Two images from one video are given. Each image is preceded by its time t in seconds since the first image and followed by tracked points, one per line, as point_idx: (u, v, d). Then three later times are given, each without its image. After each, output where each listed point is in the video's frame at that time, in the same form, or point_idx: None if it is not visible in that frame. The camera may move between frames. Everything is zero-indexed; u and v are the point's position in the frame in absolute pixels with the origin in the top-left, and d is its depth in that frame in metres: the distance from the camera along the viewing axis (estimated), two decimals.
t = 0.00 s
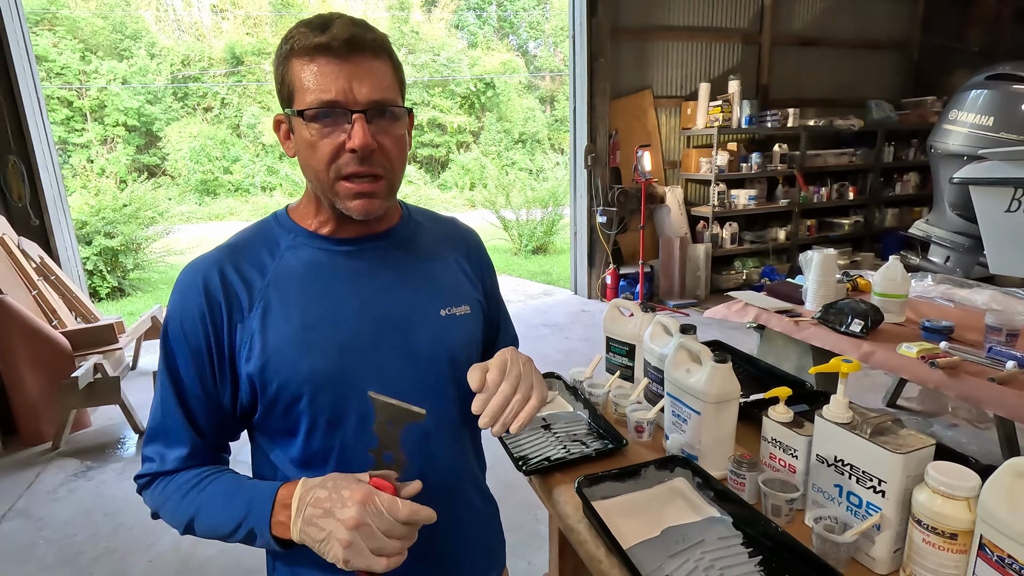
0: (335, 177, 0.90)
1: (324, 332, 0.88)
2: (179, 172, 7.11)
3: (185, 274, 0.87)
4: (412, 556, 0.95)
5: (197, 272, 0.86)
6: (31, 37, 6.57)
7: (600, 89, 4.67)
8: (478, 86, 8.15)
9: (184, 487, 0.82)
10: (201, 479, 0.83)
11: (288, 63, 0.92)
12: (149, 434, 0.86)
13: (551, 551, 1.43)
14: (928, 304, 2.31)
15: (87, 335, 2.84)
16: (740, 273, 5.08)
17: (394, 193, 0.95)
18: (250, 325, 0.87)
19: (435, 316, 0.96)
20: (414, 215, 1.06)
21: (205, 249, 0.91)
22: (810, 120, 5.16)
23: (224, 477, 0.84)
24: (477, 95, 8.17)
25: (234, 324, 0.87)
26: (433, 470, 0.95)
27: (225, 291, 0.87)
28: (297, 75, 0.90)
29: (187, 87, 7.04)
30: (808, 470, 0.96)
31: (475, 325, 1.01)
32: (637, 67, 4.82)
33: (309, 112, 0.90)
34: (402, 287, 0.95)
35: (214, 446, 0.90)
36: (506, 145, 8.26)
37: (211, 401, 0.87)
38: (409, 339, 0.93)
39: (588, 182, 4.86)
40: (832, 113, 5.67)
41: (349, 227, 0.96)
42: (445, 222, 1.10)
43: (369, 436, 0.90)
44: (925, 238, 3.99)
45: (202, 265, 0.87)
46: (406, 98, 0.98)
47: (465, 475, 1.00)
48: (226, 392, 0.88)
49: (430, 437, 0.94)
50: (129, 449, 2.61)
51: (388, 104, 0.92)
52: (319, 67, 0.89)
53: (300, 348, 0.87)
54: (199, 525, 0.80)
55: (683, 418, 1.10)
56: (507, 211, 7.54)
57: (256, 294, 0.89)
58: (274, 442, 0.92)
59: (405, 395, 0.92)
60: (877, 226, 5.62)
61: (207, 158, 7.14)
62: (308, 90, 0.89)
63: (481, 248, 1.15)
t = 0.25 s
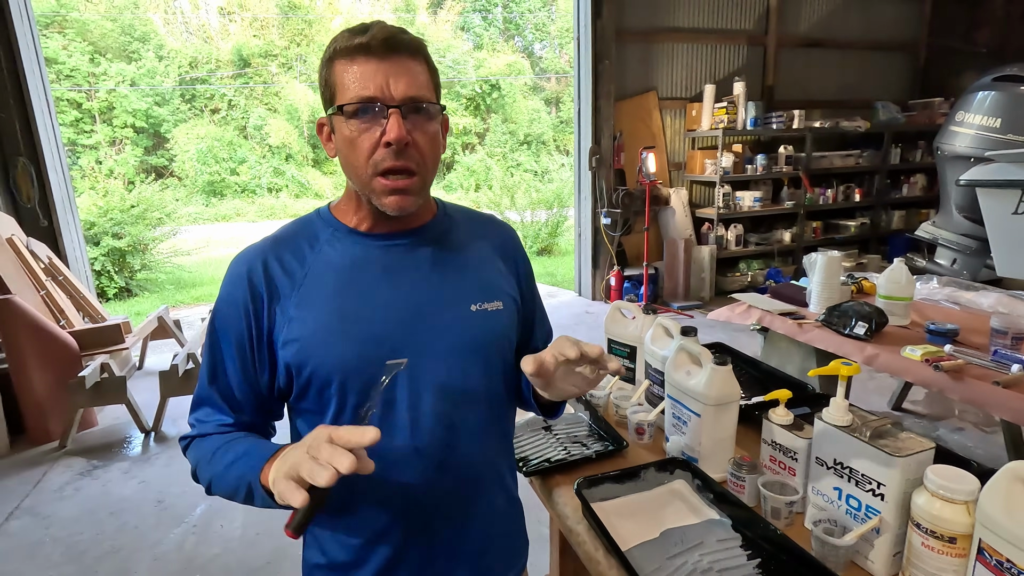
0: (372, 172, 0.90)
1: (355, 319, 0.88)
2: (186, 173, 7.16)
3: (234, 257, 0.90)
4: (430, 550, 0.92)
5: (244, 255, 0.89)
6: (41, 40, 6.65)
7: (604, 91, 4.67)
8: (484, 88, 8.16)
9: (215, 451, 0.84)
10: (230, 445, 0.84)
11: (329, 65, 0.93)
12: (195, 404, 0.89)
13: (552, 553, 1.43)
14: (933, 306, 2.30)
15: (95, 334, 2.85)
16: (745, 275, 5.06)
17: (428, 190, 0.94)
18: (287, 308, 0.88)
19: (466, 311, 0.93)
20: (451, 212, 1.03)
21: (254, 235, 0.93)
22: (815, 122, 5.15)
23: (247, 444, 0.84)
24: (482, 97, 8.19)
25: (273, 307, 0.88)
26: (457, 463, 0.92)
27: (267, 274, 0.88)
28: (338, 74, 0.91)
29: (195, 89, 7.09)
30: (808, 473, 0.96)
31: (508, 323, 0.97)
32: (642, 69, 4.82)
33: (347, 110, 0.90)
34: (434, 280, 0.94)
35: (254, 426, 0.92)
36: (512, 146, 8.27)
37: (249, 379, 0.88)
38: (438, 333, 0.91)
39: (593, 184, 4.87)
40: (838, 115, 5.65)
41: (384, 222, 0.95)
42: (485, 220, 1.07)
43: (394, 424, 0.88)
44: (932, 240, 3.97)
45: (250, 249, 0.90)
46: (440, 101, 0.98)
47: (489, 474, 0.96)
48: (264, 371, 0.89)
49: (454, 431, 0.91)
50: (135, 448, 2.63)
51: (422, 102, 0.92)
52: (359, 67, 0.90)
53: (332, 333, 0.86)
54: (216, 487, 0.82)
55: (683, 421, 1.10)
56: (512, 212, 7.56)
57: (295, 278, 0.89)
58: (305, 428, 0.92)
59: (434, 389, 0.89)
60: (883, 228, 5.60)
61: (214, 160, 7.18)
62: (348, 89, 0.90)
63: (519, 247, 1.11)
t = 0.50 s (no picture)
0: (405, 173, 0.90)
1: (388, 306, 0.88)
2: (193, 174, 7.19)
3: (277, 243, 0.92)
4: (446, 544, 0.91)
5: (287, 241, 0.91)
6: (51, 42, 6.72)
7: (610, 92, 4.66)
8: (489, 89, 8.16)
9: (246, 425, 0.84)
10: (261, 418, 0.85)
11: (374, 68, 0.94)
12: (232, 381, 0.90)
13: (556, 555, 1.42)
14: (942, 309, 2.28)
15: (103, 335, 2.88)
16: (751, 276, 5.04)
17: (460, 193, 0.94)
18: (324, 294, 0.89)
19: (493, 303, 0.92)
20: (484, 210, 1.03)
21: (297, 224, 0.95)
22: (822, 123, 5.12)
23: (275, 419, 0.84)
24: (488, 98, 8.20)
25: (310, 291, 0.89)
26: (480, 454, 0.90)
27: (306, 260, 0.90)
28: (381, 77, 0.91)
29: (202, 90, 7.12)
30: (815, 476, 0.96)
31: (536, 318, 0.96)
32: (647, 70, 4.80)
33: (388, 114, 0.91)
34: (462, 272, 0.93)
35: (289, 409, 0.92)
36: (517, 147, 8.27)
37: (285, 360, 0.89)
38: (465, 324, 0.90)
39: (598, 185, 4.86)
40: (846, 116, 5.62)
41: (418, 218, 0.95)
42: (517, 219, 1.07)
43: (420, 411, 0.88)
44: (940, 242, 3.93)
45: (292, 236, 0.92)
46: (478, 111, 0.98)
47: (511, 468, 0.95)
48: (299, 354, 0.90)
49: (479, 421, 0.90)
50: (141, 448, 2.64)
51: (459, 111, 0.92)
52: (402, 74, 0.90)
53: (364, 319, 0.86)
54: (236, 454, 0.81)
55: (688, 423, 1.09)
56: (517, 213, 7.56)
57: (332, 265, 0.91)
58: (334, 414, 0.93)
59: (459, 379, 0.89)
60: (890, 229, 5.56)
61: (221, 161, 7.22)
62: (388, 93, 0.90)
63: (550, 246, 1.10)
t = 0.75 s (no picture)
0: (424, 179, 0.92)
1: (406, 306, 0.88)
2: (200, 175, 7.22)
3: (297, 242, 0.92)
4: (456, 547, 0.90)
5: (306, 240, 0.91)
6: (60, 44, 6.78)
7: (615, 94, 4.66)
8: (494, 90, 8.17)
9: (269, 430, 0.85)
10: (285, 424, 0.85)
11: (399, 71, 0.95)
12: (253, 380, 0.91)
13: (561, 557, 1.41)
14: (950, 311, 2.26)
15: (111, 334, 2.89)
16: (757, 278, 5.02)
17: (478, 198, 0.96)
18: (343, 294, 0.89)
19: (507, 307, 0.92)
20: (500, 214, 1.03)
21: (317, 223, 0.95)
22: (829, 124, 5.10)
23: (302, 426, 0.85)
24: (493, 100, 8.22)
25: (328, 291, 0.89)
26: (493, 454, 0.91)
27: (326, 259, 0.90)
28: (405, 82, 0.92)
29: (209, 92, 7.16)
30: (821, 478, 0.95)
31: (548, 323, 0.96)
32: (653, 71, 4.80)
33: (410, 118, 0.92)
34: (478, 275, 0.93)
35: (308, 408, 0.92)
36: (522, 148, 8.27)
37: (305, 359, 0.90)
38: (481, 327, 0.90)
39: (603, 186, 4.86)
40: (852, 117, 5.60)
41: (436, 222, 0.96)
42: (533, 222, 1.07)
43: (436, 411, 0.88)
44: (948, 243, 3.91)
45: (312, 235, 0.92)
46: (500, 116, 0.98)
47: (524, 469, 0.95)
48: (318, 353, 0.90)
49: (492, 423, 0.90)
50: (148, 448, 2.65)
51: (480, 117, 0.93)
52: (425, 79, 0.91)
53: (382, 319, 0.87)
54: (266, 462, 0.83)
55: (694, 424, 1.09)
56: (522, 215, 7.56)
57: (350, 266, 0.91)
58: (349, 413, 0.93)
59: (473, 381, 0.89)
60: (897, 231, 5.53)
61: (227, 162, 7.25)
62: (411, 99, 0.92)
63: (562, 251, 1.10)
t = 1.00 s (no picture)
0: (408, 182, 0.90)
1: (403, 318, 0.87)
2: (206, 176, 7.26)
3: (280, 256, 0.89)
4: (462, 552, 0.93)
5: (292, 254, 0.88)
6: (69, 46, 6.83)
7: (620, 94, 4.65)
8: (499, 91, 8.19)
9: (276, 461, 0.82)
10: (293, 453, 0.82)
11: (371, 75, 0.93)
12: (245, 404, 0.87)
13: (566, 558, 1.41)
14: (957, 312, 2.25)
15: (118, 334, 2.91)
16: (763, 279, 4.99)
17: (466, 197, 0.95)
18: (336, 307, 0.87)
19: (504, 312, 0.94)
20: (488, 216, 1.04)
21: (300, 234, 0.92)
22: (835, 125, 5.07)
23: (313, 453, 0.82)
24: (498, 101, 8.23)
25: (321, 305, 0.87)
26: (496, 460, 0.93)
27: (316, 272, 0.88)
28: (379, 85, 0.90)
29: (216, 93, 7.20)
30: (826, 480, 0.95)
31: (541, 325, 0.99)
32: (658, 72, 4.79)
33: (387, 123, 0.90)
34: (473, 280, 0.94)
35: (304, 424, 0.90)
36: (527, 149, 8.28)
37: (299, 376, 0.87)
38: (480, 333, 0.91)
39: (608, 187, 4.86)
40: (859, 118, 5.57)
41: (426, 225, 0.95)
42: (518, 224, 1.09)
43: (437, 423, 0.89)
44: (955, 245, 3.88)
45: (296, 247, 0.89)
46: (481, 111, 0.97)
47: (525, 471, 0.98)
48: (312, 369, 0.88)
49: (493, 429, 0.92)
50: (154, 447, 2.67)
51: (460, 114, 0.91)
52: (399, 80, 0.89)
53: (379, 332, 0.86)
54: (284, 496, 0.79)
55: (699, 425, 1.09)
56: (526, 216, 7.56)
57: (342, 278, 0.89)
58: (345, 425, 0.92)
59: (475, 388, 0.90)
60: (904, 232, 5.49)
61: (233, 163, 7.28)
62: (386, 103, 0.90)
63: (547, 251, 1.13)
